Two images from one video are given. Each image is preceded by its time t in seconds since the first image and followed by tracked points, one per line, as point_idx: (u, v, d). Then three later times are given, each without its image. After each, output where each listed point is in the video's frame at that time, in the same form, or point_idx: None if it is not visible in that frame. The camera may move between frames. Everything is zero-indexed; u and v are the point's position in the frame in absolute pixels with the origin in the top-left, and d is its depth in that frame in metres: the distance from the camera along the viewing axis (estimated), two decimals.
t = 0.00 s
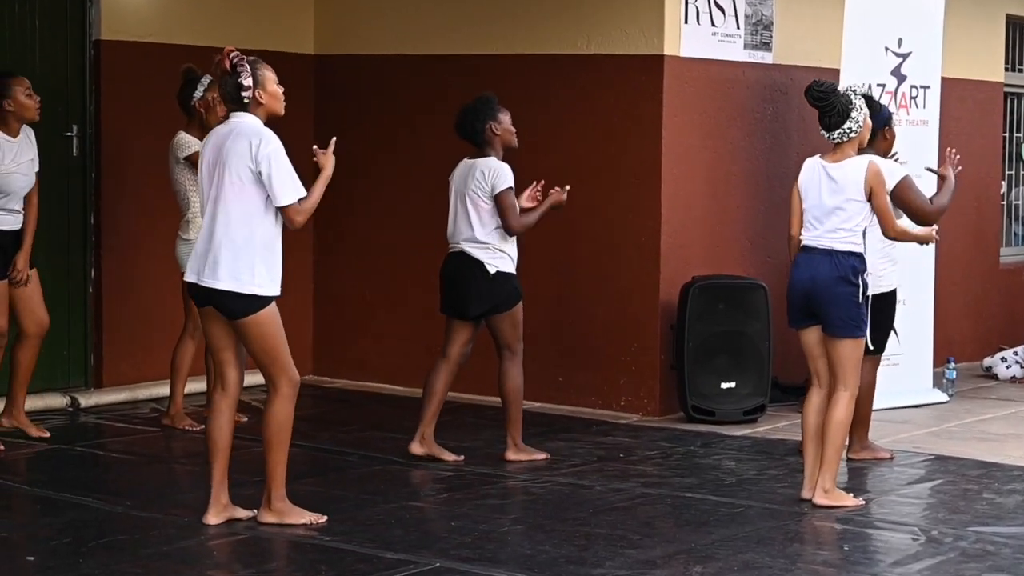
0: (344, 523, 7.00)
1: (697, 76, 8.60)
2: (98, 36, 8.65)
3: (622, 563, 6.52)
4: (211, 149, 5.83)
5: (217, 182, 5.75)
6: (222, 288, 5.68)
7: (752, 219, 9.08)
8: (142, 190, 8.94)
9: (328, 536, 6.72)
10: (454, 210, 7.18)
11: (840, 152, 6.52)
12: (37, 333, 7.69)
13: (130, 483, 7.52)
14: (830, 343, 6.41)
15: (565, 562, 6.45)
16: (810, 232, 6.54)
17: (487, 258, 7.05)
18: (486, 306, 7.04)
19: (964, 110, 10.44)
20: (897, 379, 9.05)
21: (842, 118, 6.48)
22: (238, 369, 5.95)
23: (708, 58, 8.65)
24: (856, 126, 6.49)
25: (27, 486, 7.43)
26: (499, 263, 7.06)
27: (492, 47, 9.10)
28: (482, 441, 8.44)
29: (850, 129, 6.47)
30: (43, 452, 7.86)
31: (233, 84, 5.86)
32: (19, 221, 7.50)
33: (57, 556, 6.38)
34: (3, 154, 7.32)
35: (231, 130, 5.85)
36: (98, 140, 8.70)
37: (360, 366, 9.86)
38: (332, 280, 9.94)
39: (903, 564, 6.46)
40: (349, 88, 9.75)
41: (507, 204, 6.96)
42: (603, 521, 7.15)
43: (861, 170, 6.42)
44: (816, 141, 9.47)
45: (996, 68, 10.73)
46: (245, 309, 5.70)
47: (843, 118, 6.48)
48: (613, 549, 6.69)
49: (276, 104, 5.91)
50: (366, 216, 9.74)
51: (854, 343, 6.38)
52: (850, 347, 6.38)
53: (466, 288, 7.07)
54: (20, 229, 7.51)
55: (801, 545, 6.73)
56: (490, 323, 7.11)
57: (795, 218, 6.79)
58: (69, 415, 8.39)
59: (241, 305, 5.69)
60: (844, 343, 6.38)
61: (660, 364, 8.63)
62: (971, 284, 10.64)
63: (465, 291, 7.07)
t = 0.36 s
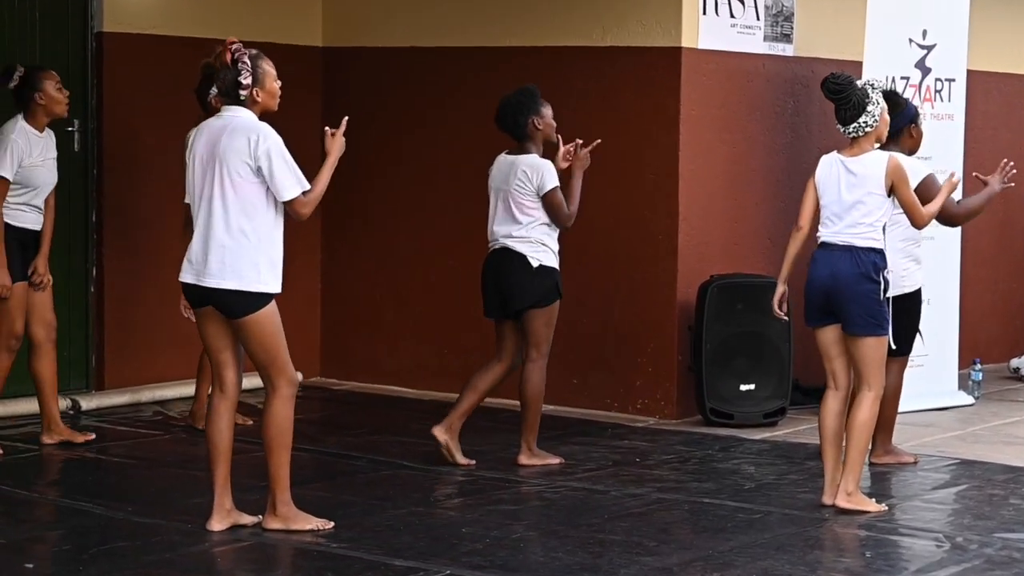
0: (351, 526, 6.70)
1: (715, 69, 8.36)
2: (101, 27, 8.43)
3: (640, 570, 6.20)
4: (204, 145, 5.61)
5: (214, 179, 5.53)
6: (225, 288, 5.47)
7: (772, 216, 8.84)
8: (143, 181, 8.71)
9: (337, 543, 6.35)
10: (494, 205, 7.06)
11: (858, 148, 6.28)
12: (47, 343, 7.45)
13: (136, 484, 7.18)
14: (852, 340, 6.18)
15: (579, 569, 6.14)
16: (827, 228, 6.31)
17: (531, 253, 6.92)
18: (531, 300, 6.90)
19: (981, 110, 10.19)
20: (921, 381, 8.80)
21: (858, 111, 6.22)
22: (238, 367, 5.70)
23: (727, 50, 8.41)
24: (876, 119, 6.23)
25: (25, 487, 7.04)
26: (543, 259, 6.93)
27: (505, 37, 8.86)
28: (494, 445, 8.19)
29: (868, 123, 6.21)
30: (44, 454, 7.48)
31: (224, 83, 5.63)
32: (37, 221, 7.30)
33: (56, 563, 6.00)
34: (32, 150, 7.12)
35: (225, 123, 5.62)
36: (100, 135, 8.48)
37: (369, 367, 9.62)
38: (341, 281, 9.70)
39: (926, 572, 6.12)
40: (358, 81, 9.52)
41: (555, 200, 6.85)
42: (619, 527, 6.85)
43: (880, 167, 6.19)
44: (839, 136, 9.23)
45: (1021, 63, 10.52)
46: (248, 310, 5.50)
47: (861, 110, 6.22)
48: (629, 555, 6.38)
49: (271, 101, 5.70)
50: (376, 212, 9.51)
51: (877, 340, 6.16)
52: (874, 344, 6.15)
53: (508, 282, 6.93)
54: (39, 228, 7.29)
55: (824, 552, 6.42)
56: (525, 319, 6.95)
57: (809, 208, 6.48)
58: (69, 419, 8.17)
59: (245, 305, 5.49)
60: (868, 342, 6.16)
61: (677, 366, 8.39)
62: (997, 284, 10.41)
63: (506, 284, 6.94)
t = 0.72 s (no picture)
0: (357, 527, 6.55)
1: (728, 64, 8.21)
2: (102, 23, 8.30)
3: (651, 573, 6.04)
4: (212, 143, 5.51)
5: (223, 178, 5.43)
6: (233, 289, 5.38)
7: (786, 214, 8.69)
8: (146, 178, 8.59)
9: (343, 547, 6.20)
10: (514, 201, 6.86)
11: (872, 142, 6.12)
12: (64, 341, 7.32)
13: (137, 486, 7.04)
14: (863, 337, 6.03)
15: (588, 573, 5.99)
16: (842, 223, 6.17)
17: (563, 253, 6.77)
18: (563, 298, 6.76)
19: (997, 106, 10.03)
20: (938, 381, 8.65)
21: (880, 105, 6.06)
22: (244, 369, 5.58)
23: (740, 44, 8.26)
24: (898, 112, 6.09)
25: (26, 490, 6.89)
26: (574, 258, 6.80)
27: (514, 33, 8.72)
28: (503, 446, 8.04)
29: (891, 118, 6.06)
30: (46, 455, 7.33)
31: (236, 73, 5.53)
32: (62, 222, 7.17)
33: (53, 568, 5.87)
34: (65, 148, 7.00)
35: (234, 121, 5.51)
36: (102, 133, 8.38)
37: (378, 368, 9.49)
38: (349, 280, 9.57)
39: None
40: (365, 78, 9.38)
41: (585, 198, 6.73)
42: (630, 530, 6.70)
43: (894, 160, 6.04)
44: (855, 133, 9.08)
45: None
46: (256, 309, 5.40)
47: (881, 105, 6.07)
48: (640, 558, 6.22)
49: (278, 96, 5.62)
50: (383, 211, 9.37)
51: (891, 339, 6.01)
52: (886, 343, 6.01)
53: (537, 280, 6.78)
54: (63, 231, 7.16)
55: (839, 555, 6.27)
56: (551, 319, 6.82)
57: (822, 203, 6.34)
58: (72, 420, 8.04)
59: (250, 306, 5.40)
60: (879, 339, 6.01)
61: (689, 366, 8.25)
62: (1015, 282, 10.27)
63: (535, 283, 6.79)
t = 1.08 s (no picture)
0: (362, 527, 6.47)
1: (737, 61, 8.14)
2: (102, 19, 8.24)
3: (659, 574, 5.96)
4: (246, 139, 5.53)
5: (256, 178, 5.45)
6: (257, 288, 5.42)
7: (796, 212, 8.61)
8: (147, 176, 8.52)
9: (348, 547, 6.12)
10: (532, 203, 6.74)
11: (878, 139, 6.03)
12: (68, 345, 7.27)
13: (139, 486, 6.98)
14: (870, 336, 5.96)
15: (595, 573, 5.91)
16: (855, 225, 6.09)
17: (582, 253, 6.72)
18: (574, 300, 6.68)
19: (1009, 102, 9.95)
20: (949, 381, 8.56)
21: (903, 94, 6.00)
22: (260, 370, 5.56)
23: (750, 40, 8.19)
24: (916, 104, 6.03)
25: (28, 491, 6.82)
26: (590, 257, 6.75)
27: (519, 29, 8.65)
28: (510, 446, 7.97)
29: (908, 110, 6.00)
30: (47, 456, 7.28)
31: (285, 74, 5.52)
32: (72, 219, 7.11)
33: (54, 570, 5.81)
34: (75, 144, 6.94)
35: (270, 121, 5.52)
36: (103, 130, 8.31)
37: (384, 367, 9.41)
38: (355, 279, 9.50)
39: None
40: (370, 75, 9.31)
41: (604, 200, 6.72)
42: (637, 531, 6.62)
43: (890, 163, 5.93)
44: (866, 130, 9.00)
45: None
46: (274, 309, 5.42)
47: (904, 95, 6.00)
48: (648, 560, 6.15)
49: (320, 101, 5.61)
50: (388, 209, 9.30)
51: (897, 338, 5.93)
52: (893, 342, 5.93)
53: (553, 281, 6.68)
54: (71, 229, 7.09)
55: (849, 556, 6.19)
56: (557, 320, 6.75)
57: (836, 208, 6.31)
58: (75, 421, 7.99)
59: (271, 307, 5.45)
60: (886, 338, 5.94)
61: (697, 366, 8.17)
62: None
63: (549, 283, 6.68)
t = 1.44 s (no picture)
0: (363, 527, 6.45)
1: (741, 60, 8.12)
2: (103, 16, 8.24)
3: (662, 574, 5.93)
4: (275, 136, 5.62)
5: (287, 176, 5.54)
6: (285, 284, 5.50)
7: (799, 211, 8.59)
8: (149, 176, 8.52)
9: (347, 548, 6.12)
10: (516, 201, 6.73)
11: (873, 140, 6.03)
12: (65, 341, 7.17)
13: (141, 486, 6.96)
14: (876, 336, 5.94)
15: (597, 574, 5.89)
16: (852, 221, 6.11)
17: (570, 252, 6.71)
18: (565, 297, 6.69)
19: (1013, 100, 9.93)
20: (952, 379, 8.54)
21: (899, 100, 5.99)
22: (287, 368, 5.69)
23: (753, 38, 8.17)
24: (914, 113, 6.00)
25: (29, 491, 6.81)
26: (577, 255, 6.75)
27: (522, 27, 8.63)
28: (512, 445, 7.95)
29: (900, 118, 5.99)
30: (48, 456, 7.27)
31: (342, 74, 5.67)
32: (71, 219, 7.09)
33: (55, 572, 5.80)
34: (74, 141, 6.94)
35: (303, 119, 5.62)
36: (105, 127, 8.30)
37: (388, 365, 9.40)
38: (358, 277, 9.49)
39: None
40: (373, 73, 9.30)
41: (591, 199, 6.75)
42: (638, 531, 6.60)
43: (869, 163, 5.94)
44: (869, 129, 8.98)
45: None
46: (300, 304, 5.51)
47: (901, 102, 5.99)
48: (650, 560, 6.13)
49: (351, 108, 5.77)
50: (391, 207, 9.28)
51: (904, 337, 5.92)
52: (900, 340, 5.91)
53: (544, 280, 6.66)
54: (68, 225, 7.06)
55: (851, 556, 6.17)
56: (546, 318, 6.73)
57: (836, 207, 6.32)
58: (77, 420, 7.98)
59: (294, 297, 5.51)
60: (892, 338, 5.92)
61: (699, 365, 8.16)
62: None
63: (537, 281, 6.68)
